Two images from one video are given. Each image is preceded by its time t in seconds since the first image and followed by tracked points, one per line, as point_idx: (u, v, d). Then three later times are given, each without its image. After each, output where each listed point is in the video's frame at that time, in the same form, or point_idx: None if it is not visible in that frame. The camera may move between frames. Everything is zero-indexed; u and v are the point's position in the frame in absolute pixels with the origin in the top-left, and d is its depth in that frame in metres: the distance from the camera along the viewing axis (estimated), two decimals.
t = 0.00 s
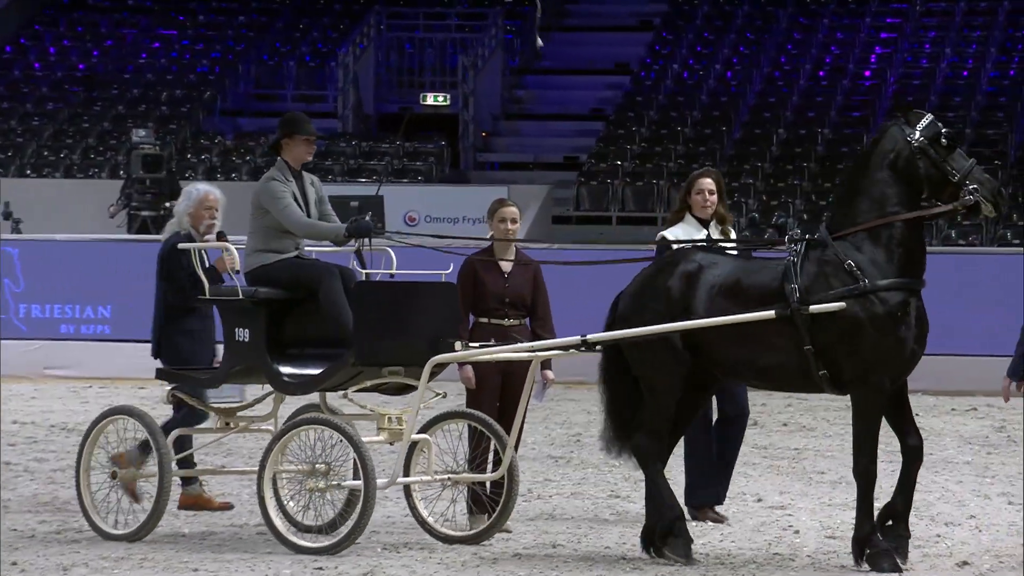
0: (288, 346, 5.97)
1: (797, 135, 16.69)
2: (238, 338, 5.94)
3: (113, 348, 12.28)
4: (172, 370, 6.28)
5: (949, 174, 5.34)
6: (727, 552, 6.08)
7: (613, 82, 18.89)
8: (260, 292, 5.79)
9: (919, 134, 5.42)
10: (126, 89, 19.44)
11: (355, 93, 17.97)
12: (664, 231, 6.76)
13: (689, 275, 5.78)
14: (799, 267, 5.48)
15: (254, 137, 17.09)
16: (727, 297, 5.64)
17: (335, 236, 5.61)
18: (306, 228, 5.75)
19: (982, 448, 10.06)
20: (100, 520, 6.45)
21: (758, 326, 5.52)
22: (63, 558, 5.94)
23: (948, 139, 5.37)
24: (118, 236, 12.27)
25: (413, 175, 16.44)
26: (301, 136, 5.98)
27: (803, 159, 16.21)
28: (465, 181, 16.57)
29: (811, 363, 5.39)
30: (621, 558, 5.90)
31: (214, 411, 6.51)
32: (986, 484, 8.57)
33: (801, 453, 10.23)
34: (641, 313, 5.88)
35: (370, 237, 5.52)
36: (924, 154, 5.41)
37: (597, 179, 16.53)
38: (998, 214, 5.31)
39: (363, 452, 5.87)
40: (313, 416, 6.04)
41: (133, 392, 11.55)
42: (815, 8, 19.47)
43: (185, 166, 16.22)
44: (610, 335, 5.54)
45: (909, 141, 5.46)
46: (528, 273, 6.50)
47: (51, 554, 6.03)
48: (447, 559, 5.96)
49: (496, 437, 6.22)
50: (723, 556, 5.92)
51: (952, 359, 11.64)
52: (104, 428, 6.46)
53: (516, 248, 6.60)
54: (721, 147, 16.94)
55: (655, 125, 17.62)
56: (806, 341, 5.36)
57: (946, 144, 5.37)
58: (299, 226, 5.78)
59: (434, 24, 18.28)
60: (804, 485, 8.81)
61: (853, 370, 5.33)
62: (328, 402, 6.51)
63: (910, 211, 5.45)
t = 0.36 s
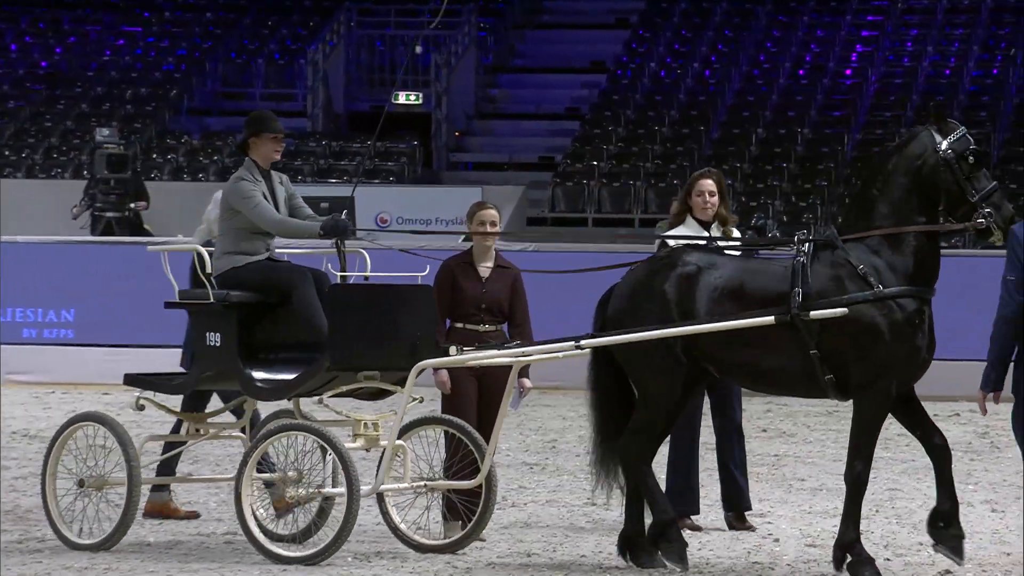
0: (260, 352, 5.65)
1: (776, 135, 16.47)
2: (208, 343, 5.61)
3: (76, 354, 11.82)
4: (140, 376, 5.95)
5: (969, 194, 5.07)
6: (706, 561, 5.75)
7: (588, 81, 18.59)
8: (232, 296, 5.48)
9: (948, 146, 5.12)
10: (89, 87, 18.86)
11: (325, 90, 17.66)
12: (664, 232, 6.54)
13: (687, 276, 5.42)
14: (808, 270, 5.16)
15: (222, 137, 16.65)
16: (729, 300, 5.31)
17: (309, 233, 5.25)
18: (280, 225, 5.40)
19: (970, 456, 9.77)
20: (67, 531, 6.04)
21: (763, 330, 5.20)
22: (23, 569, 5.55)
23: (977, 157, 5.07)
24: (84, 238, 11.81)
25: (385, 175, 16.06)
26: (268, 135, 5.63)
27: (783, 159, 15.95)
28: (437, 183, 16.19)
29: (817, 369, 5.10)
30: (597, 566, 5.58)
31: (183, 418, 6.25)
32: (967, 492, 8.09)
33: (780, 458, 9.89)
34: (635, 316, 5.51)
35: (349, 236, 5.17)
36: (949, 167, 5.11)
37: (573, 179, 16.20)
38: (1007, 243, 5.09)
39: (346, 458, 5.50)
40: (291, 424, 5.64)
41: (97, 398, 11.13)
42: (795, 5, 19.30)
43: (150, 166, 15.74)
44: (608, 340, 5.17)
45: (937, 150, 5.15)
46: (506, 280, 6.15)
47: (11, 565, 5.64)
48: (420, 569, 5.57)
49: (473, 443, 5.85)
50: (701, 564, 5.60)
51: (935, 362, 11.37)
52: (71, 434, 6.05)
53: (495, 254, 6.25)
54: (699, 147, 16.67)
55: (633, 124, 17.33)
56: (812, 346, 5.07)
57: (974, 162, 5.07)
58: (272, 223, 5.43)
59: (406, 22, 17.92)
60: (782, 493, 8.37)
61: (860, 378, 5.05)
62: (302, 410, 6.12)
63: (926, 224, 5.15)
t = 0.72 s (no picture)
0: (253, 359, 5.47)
1: (750, 136, 16.44)
2: (199, 347, 5.45)
3: (44, 358, 11.56)
4: (130, 381, 5.81)
5: (982, 192, 4.95)
6: (677, 566, 5.72)
7: (561, 81, 18.49)
8: (224, 299, 5.33)
9: (955, 147, 5.02)
10: (55, 87, 18.61)
11: (295, 92, 17.29)
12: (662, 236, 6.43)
13: (696, 280, 5.29)
14: (827, 275, 5.09)
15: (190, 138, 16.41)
16: (744, 304, 5.19)
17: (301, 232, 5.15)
18: (271, 224, 5.31)
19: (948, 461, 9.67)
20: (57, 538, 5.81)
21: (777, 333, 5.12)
22: None
23: (986, 154, 4.95)
24: (74, 241, 11.57)
25: (354, 176, 15.86)
26: (244, 134, 5.53)
27: (757, 160, 15.88)
28: (408, 185, 16.00)
29: (835, 371, 5.04)
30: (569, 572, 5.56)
31: (170, 422, 6.09)
32: (944, 497, 7.91)
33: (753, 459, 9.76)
34: (637, 320, 5.40)
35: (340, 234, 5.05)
36: (959, 168, 5.01)
37: (545, 181, 16.05)
38: None
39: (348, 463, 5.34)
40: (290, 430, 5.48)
41: (63, 402, 10.93)
42: (770, 5, 19.33)
43: (118, 167, 15.46)
44: (621, 344, 5.05)
45: (944, 153, 5.05)
46: (484, 284, 5.99)
47: None
48: None
49: (462, 446, 5.67)
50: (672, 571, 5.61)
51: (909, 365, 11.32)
52: (58, 438, 5.83)
53: (472, 256, 6.06)
54: (673, 148, 16.60)
55: (606, 125, 17.24)
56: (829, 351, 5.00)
57: (983, 159, 4.95)
58: (259, 223, 5.34)
59: (377, 22, 17.76)
60: (756, 497, 8.11)
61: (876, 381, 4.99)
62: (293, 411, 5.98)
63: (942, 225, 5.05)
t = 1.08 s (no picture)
0: (257, 359, 5.48)
1: (721, 135, 16.56)
2: (206, 346, 5.43)
3: (16, 357, 11.48)
4: (132, 380, 5.76)
5: (969, 166, 4.96)
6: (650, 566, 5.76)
7: (534, 80, 18.58)
8: (232, 299, 5.33)
9: (931, 129, 5.05)
10: (25, 85, 18.50)
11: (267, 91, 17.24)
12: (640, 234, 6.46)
13: (709, 281, 5.28)
14: (831, 270, 5.09)
15: (161, 136, 16.37)
16: (751, 302, 5.17)
17: (292, 239, 5.22)
18: (266, 229, 5.32)
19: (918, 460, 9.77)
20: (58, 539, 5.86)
21: (789, 329, 5.12)
22: None
23: (963, 129, 4.98)
24: (87, 240, 11.42)
25: (327, 175, 15.77)
26: (244, 129, 5.50)
27: (728, 160, 15.98)
28: (380, 184, 15.97)
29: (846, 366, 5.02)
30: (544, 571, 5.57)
31: (171, 422, 6.11)
32: (917, 495, 8.06)
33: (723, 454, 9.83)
34: (635, 321, 5.39)
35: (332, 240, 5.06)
36: (940, 150, 5.04)
37: (517, 180, 16.04)
38: None
39: (365, 463, 5.35)
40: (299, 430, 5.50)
41: (33, 401, 10.90)
42: (741, 5, 19.53)
43: (88, 166, 15.34)
44: (631, 339, 5.04)
45: (920, 137, 5.09)
46: (471, 282, 5.97)
47: None
48: None
49: (469, 451, 5.71)
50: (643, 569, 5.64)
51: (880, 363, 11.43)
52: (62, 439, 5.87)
53: (459, 255, 6.06)
54: (645, 146, 16.68)
55: (577, 124, 17.32)
56: (843, 344, 4.98)
57: (962, 135, 4.98)
58: (253, 226, 5.35)
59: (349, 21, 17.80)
60: (728, 497, 8.10)
61: (884, 372, 4.95)
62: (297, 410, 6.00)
63: (936, 208, 5.07)
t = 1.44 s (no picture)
0: (253, 358, 5.65)
1: (681, 135, 16.84)
2: (197, 345, 5.60)
3: None
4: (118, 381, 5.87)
5: (952, 166, 5.26)
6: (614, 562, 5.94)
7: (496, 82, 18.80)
8: (226, 297, 5.51)
9: (913, 131, 5.36)
10: None
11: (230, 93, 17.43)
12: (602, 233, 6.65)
13: (702, 280, 5.72)
14: (816, 269, 5.40)
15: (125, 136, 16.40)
16: (739, 300, 5.57)
17: (284, 240, 5.45)
18: (260, 231, 5.55)
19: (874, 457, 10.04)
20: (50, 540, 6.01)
21: (775, 330, 5.47)
22: None
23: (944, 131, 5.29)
24: (86, 241, 11.85)
25: (291, 175, 15.83)
26: (239, 130, 5.75)
27: (688, 160, 16.23)
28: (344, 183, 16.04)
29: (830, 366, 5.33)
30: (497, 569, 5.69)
31: (158, 422, 6.23)
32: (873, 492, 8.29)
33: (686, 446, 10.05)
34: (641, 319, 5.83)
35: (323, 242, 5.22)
36: (922, 151, 5.34)
37: (480, 180, 16.16)
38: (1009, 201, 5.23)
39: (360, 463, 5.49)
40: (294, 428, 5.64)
41: None
42: (701, 7, 19.81)
43: (51, 165, 15.36)
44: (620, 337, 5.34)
45: (904, 140, 5.39)
46: (451, 278, 6.14)
47: None
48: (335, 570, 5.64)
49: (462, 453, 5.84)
50: (609, 565, 5.82)
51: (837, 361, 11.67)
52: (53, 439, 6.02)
53: (439, 252, 6.22)
54: (606, 147, 16.88)
55: (539, 124, 17.52)
56: (827, 343, 5.29)
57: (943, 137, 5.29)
58: (246, 229, 5.59)
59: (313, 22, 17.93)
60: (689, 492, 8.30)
61: (857, 370, 5.27)
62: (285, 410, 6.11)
63: (918, 208, 5.37)
